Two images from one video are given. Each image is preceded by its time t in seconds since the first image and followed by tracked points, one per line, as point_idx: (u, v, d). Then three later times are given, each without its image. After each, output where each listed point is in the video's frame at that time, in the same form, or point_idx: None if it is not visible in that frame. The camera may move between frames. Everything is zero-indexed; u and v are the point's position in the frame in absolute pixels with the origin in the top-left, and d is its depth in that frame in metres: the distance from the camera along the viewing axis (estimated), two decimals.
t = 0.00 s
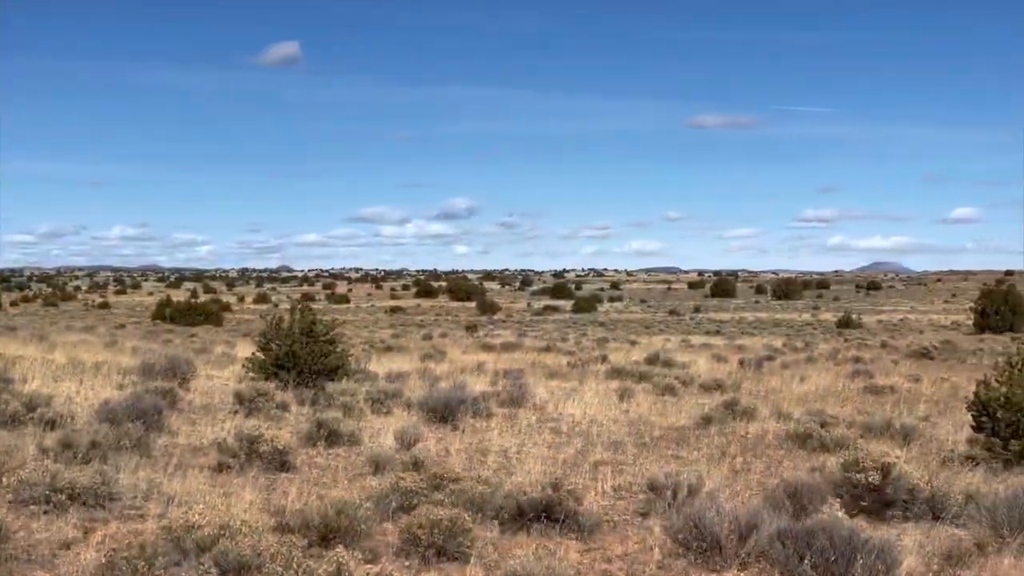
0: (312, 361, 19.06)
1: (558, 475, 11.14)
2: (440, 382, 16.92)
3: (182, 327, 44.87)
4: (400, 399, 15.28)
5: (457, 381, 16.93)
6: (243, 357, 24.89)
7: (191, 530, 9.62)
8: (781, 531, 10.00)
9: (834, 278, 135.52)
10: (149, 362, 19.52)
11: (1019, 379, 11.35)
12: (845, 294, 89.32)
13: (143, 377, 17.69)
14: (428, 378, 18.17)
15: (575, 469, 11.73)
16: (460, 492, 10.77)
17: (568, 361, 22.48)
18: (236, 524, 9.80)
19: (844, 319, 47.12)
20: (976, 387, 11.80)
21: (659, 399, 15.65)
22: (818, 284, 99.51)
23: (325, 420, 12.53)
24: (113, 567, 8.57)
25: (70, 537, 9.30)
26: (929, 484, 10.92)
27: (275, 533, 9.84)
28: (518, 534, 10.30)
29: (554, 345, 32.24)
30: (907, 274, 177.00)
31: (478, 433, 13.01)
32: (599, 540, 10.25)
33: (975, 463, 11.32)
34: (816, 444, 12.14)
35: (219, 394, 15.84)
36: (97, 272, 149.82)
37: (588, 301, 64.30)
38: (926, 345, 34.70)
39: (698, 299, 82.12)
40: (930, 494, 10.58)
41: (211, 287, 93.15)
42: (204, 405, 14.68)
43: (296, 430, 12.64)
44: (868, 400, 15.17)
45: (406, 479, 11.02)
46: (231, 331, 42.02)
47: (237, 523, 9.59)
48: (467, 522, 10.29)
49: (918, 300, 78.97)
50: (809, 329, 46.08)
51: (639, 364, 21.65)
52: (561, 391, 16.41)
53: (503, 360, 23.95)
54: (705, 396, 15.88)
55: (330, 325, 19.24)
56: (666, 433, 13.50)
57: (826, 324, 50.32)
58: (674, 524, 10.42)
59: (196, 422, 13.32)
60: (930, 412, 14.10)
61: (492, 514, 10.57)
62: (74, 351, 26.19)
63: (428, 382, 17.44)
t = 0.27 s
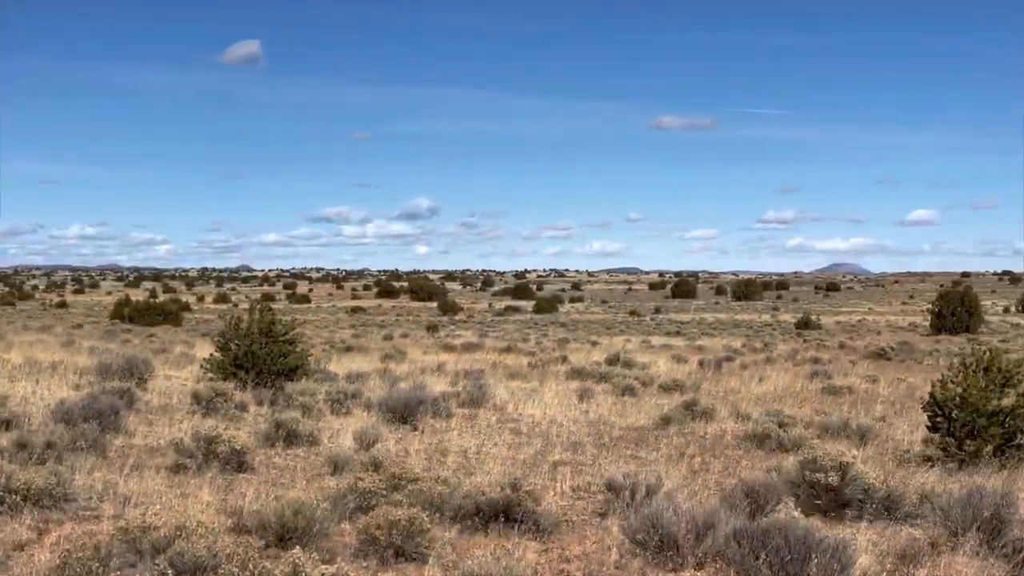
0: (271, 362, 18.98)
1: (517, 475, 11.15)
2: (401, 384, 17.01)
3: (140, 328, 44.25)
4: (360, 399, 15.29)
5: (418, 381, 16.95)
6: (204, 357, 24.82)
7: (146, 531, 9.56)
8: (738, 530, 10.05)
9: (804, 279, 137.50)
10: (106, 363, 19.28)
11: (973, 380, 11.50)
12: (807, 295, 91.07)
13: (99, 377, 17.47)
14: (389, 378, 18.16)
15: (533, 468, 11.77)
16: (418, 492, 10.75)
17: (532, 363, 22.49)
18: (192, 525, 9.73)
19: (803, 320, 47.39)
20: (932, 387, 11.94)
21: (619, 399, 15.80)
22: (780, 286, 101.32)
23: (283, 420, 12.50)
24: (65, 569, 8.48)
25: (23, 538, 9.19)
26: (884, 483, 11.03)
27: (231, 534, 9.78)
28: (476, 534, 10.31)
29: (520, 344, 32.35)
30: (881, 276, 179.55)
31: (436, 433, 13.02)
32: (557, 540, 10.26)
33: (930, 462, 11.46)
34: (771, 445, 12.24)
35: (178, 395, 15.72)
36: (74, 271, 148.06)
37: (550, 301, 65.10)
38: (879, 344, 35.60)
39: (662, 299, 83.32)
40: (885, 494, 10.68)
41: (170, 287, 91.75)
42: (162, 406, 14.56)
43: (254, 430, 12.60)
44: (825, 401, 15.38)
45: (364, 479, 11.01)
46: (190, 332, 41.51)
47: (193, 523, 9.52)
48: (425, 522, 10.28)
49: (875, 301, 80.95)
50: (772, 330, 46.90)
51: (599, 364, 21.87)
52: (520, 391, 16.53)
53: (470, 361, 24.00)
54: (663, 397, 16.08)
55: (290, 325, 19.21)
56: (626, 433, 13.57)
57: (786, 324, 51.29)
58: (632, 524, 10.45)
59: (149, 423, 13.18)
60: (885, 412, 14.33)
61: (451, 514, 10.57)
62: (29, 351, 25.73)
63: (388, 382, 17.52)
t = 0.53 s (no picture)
0: (238, 365, 18.85)
1: (484, 477, 11.15)
2: (370, 386, 17.06)
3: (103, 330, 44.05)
4: (328, 401, 15.32)
5: (387, 384, 17.04)
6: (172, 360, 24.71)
7: (111, 536, 9.47)
8: (704, 532, 10.07)
9: (780, 280, 138.99)
10: (71, 366, 19.15)
11: (937, 381, 11.52)
12: (776, 297, 92.48)
13: (64, 381, 17.35)
14: (357, 380, 18.25)
15: (500, 470, 11.77)
16: (385, 495, 10.71)
17: (499, 365, 22.69)
18: (157, 530, 9.65)
19: (771, 322, 47.72)
20: (897, 388, 11.96)
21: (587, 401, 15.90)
22: (749, 287, 102.71)
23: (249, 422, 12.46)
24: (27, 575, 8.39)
25: None
26: (850, 484, 11.09)
27: (197, 538, 9.71)
28: (443, 537, 10.32)
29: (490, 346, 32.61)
30: (819, 275, 182.65)
31: (403, 433, 13.04)
32: (523, 543, 10.27)
33: (896, 463, 11.53)
34: (737, 446, 12.31)
35: (146, 398, 15.69)
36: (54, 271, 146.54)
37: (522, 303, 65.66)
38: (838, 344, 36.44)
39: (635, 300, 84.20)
40: (851, 494, 10.73)
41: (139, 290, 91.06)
42: (127, 410, 14.49)
43: (219, 433, 12.57)
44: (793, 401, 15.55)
45: (331, 483, 10.97)
46: (157, 334, 41.27)
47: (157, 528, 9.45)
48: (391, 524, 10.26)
49: (840, 302, 82.46)
50: (739, 330, 47.63)
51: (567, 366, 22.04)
52: (488, 394, 16.61)
53: (442, 362, 24.18)
54: (630, 399, 16.24)
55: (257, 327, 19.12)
56: (594, 435, 13.63)
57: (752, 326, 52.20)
58: (599, 526, 10.46)
59: (113, 427, 13.12)
60: (851, 413, 14.52)
61: (417, 517, 10.55)
62: None
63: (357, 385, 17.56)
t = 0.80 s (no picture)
0: (204, 366, 18.94)
1: (451, 478, 11.19)
2: (338, 388, 17.19)
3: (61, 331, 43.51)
4: (295, 403, 15.42)
5: (354, 385, 17.17)
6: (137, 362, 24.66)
7: (74, 538, 9.39)
8: (669, 531, 10.10)
9: (755, 281, 140.42)
10: (34, 368, 19.04)
11: (902, 381, 11.81)
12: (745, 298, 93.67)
13: (28, 383, 17.25)
14: (325, 382, 18.35)
15: (468, 471, 11.83)
16: (352, 496, 10.71)
17: (463, 367, 22.85)
18: (121, 531, 9.57)
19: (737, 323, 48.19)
20: (863, 388, 12.21)
21: (555, 403, 16.11)
22: (718, 288, 103.91)
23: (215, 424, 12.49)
24: None
25: None
26: (814, 483, 11.19)
27: (161, 539, 9.64)
28: (410, 538, 10.31)
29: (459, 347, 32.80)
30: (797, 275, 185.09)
31: (369, 434, 13.13)
32: (490, 544, 10.28)
33: (861, 462, 11.68)
34: (702, 446, 12.45)
35: (113, 400, 15.66)
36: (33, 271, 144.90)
37: (491, 304, 65.99)
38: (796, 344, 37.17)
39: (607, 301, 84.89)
40: (816, 493, 10.83)
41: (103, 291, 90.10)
42: (92, 412, 14.45)
43: (185, 435, 12.58)
44: (758, 402, 15.77)
45: (298, 484, 10.98)
46: (121, 336, 40.85)
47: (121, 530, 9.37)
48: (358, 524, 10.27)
49: (806, 303, 83.70)
50: (705, 331, 48.22)
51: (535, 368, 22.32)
52: (455, 395, 16.80)
53: (412, 364, 24.36)
54: (596, 401, 16.50)
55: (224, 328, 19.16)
56: (561, 436, 13.76)
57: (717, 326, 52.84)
58: (566, 527, 10.48)
59: (76, 428, 13.10)
60: (817, 413, 14.84)
61: (384, 518, 10.54)
62: None
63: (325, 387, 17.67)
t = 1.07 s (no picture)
0: (166, 362, 19.22)
1: (413, 474, 11.21)
2: (303, 384, 17.32)
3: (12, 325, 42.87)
4: (258, 399, 15.47)
5: (318, 381, 17.29)
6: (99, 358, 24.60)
7: (31, 536, 9.30)
8: (630, 526, 10.14)
9: (731, 278, 141.47)
10: None
11: (862, 376, 11.95)
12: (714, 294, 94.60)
13: None
14: (288, 379, 18.42)
15: (431, 467, 11.88)
16: (314, 493, 10.70)
17: (421, 363, 22.92)
18: (79, 529, 9.49)
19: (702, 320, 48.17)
20: (824, 384, 12.33)
21: (518, 399, 16.33)
22: (684, 284, 104.76)
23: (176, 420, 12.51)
24: None
25: None
26: (775, 479, 11.29)
27: (120, 537, 9.57)
28: (371, 535, 10.29)
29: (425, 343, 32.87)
30: (776, 273, 187.19)
31: (330, 428, 13.21)
32: (453, 540, 10.28)
33: (822, 458, 11.79)
34: (663, 442, 12.55)
35: (73, 397, 15.59)
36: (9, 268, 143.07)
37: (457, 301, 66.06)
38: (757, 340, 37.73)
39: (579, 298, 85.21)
40: (776, 489, 10.93)
41: (56, 286, 88.92)
42: (52, 408, 14.38)
43: (146, 432, 12.57)
44: (721, 398, 15.96)
45: (259, 481, 10.98)
46: (82, 332, 40.41)
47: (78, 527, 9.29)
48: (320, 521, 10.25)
49: (773, 299, 84.59)
50: (670, 327, 48.58)
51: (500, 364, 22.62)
52: (419, 392, 16.99)
53: (378, 360, 24.44)
54: (559, 396, 16.74)
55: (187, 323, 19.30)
56: (524, 431, 13.87)
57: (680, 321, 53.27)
58: (528, 522, 10.48)
59: (32, 424, 13.03)
60: (779, 409, 15.13)
61: (346, 514, 10.54)
62: None
63: (289, 383, 17.81)
